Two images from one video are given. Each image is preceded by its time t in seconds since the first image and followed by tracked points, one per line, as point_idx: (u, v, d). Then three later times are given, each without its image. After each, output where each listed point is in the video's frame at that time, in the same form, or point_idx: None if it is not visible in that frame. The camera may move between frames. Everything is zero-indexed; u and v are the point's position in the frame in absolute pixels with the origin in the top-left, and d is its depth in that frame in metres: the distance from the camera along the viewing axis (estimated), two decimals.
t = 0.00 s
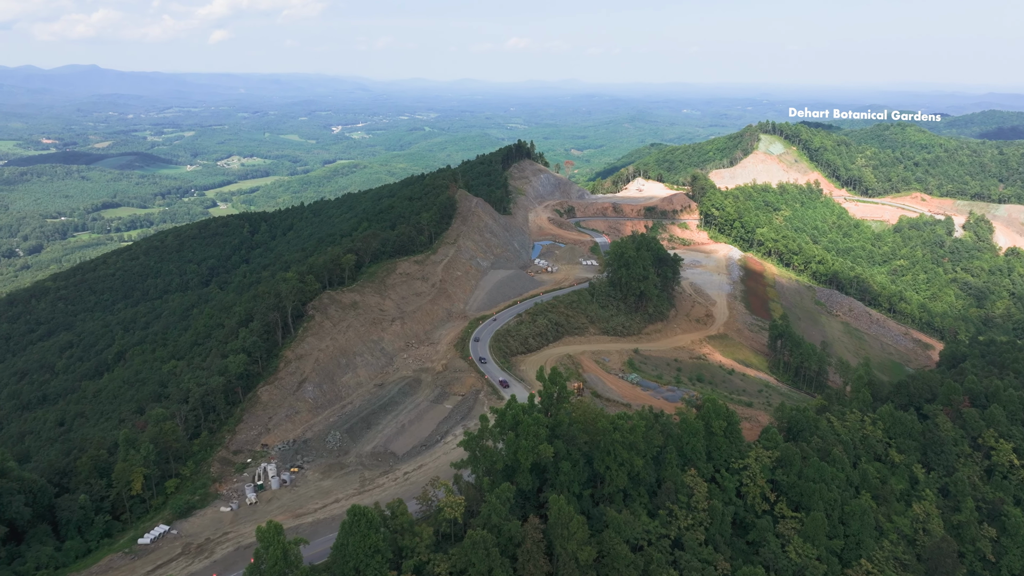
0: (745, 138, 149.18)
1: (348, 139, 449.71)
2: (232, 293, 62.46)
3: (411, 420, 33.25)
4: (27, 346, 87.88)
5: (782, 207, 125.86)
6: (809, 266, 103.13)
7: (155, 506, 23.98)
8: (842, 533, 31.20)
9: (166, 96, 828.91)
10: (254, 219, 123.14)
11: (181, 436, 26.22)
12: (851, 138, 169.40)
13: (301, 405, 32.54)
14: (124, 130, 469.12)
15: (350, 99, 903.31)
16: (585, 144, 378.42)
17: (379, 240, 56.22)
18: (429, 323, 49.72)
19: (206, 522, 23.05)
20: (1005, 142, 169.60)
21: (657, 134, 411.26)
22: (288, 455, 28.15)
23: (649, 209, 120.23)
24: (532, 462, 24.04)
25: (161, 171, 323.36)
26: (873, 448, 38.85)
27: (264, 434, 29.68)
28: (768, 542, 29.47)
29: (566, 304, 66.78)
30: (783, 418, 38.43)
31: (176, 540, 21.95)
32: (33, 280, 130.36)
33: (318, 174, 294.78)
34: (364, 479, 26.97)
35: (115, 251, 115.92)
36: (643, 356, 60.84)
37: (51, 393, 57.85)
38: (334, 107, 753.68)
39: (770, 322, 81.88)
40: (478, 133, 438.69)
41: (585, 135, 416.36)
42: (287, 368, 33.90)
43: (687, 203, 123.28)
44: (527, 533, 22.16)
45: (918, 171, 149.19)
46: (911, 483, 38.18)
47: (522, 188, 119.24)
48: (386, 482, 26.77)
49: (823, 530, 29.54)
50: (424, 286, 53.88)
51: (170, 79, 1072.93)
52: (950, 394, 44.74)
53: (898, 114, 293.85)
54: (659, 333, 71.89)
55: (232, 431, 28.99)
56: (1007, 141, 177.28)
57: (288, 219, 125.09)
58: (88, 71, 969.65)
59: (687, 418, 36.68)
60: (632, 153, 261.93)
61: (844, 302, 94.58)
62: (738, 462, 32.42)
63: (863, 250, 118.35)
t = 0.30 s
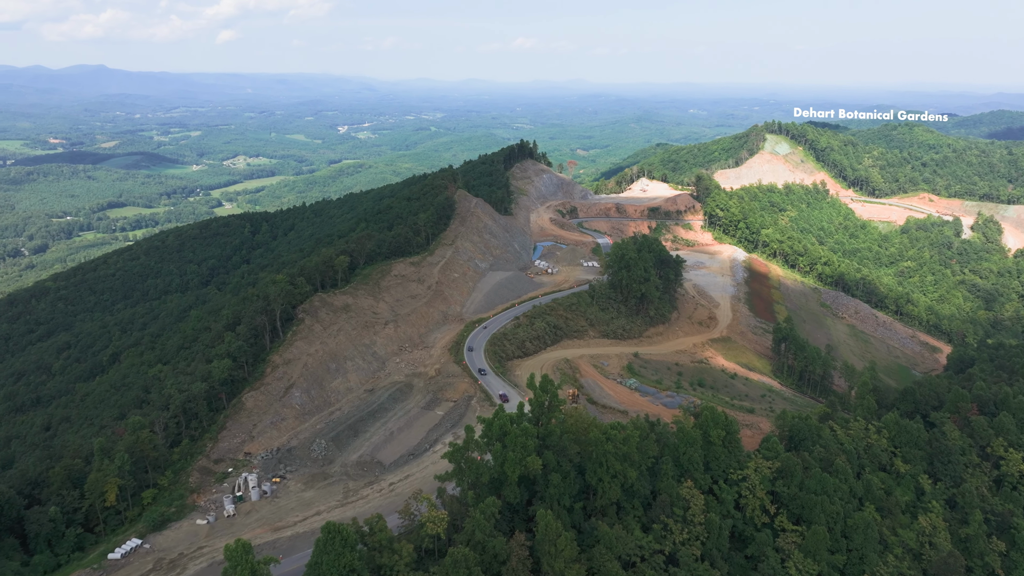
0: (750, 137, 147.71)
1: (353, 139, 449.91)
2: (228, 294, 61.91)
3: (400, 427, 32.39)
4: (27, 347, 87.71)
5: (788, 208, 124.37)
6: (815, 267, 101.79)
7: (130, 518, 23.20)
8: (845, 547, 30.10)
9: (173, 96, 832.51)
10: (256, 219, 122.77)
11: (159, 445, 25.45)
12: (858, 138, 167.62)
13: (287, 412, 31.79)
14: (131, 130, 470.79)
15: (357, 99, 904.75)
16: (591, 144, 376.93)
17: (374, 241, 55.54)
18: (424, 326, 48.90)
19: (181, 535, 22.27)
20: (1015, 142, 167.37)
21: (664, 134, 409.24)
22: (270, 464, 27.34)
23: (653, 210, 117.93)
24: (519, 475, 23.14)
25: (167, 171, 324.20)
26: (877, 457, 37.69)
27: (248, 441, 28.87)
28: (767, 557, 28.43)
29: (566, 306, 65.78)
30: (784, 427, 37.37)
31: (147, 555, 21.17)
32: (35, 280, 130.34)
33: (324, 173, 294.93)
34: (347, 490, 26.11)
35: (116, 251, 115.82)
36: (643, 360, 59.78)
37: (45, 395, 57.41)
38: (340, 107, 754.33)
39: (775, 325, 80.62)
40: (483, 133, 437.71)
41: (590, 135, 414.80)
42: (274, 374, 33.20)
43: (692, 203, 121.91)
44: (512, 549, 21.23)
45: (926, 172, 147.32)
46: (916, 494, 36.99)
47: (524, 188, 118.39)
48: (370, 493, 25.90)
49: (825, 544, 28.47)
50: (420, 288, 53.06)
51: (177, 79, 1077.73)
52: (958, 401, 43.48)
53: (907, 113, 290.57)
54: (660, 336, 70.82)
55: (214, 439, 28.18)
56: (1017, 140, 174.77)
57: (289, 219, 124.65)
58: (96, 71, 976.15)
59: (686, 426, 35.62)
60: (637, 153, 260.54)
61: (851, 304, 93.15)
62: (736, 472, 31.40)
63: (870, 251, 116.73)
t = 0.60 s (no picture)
0: (756, 137, 146.17)
1: (358, 139, 449.97)
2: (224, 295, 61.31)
3: (388, 435, 31.51)
4: (26, 347, 87.50)
5: (793, 208, 122.86)
6: (820, 268, 100.35)
7: (102, 531, 22.42)
8: (847, 563, 28.97)
9: (180, 96, 835.85)
10: (257, 219, 122.41)
11: (136, 454, 24.69)
12: (864, 138, 165.80)
13: (273, 418, 31.07)
14: (137, 130, 472.63)
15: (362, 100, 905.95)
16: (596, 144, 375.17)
17: (369, 242, 54.81)
18: (418, 328, 48.11)
19: (153, 549, 21.46)
20: None
21: (670, 134, 407.06)
22: (252, 474, 26.54)
23: (657, 210, 116.89)
24: (504, 488, 22.23)
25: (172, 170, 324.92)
26: (882, 467, 36.54)
27: (230, 449, 28.11)
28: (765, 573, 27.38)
29: (565, 308, 64.74)
30: (785, 436, 36.27)
31: (117, 570, 20.38)
32: (37, 280, 130.33)
33: (329, 172, 294.84)
34: (329, 501, 25.28)
35: (118, 251, 115.75)
36: (643, 364, 58.69)
37: (39, 397, 56.94)
38: (345, 107, 754.41)
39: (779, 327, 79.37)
40: (488, 133, 436.90)
41: (596, 135, 413.27)
42: (259, 379, 32.45)
43: (696, 204, 120.65)
44: (495, 568, 20.31)
45: (933, 172, 145.46)
46: (921, 506, 35.79)
47: (526, 189, 117.48)
48: (352, 505, 25.06)
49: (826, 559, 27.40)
50: (415, 290, 52.26)
51: (184, 80, 1082.11)
52: (965, 409, 42.20)
53: (915, 113, 287.68)
54: (661, 339, 69.71)
55: (195, 447, 27.41)
56: None
57: (290, 219, 124.22)
58: (104, 71, 982.02)
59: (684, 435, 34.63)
60: (642, 153, 259.18)
61: (856, 306, 91.72)
62: (734, 484, 30.38)
63: (877, 252, 115.13)
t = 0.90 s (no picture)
0: (762, 137, 144.59)
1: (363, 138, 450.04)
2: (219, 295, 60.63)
3: (375, 443, 30.64)
4: (25, 347, 87.27)
5: (799, 209, 121.29)
6: (825, 270, 98.93)
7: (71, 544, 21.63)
8: None
9: (186, 96, 839.55)
10: (258, 219, 122.03)
11: (110, 463, 23.93)
12: (871, 138, 163.88)
13: (257, 425, 30.34)
14: (144, 129, 474.59)
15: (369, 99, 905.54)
16: (602, 144, 373.71)
17: (364, 243, 54.02)
18: (412, 332, 47.27)
19: (122, 565, 20.67)
20: None
21: (676, 134, 404.55)
22: (231, 484, 25.74)
23: (660, 210, 115.07)
24: (488, 503, 21.30)
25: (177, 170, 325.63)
26: (886, 478, 35.33)
27: (211, 458, 27.37)
28: None
29: (564, 310, 63.66)
30: (786, 445, 35.16)
31: None
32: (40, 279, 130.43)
33: (334, 172, 294.63)
34: (309, 514, 24.43)
35: (118, 250, 115.54)
36: (642, 368, 57.61)
37: (32, 398, 56.50)
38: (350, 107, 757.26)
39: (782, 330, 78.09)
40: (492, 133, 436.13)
41: (602, 135, 411.57)
42: (244, 385, 31.69)
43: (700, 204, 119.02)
44: None
45: (941, 172, 143.51)
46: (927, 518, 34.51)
47: (528, 189, 116.52)
48: (333, 518, 24.19)
49: None
50: (410, 292, 51.42)
51: (191, 80, 1085.97)
52: (973, 417, 40.92)
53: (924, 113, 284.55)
54: (662, 342, 68.56)
55: (174, 455, 26.63)
56: None
57: (291, 219, 123.78)
58: (112, 71, 988.09)
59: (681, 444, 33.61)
60: (648, 153, 257.67)
61: (862, 308, 90.31)
62: (732, 496, 29.33)
63: (883, 254, 113.53)
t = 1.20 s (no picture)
0: (768, 137, 143.03)
1: (369, 138, 450.07)
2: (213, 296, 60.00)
3: (361, 451, 29.79)
4: (25, 347, 87.05)
5: (805, 209, 119.73)
6: (832, 272, 97.48)
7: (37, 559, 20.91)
8: None
9: (193, 95, 843.20)
10: (259, 219, 121.70)
11: (81, 473, 23.16)
12: (879, 138, 161.93)
13: (240, 432, 29.61)
14: (151, 129, 476.82)
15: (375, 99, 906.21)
16: (608, 144, 372.03)
17: (359, 244, 53.27)
18: (406, 335, 46.48)
19: None
20: None
21: (683, 134, 401.93)
22: (209, 494, 24.95)
23: (663, 210, 113.33)
24: (470, 519, 20.35)
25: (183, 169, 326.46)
26: (891, 490, 34.07)
27: (190, 467, 26.63)
28: None
29: (564, 312, 62.61)
30: (787, 455, 34.01)
31: None
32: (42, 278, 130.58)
33: (339, 172, 294.54)
34: (288, 527, 23.61)
35: (119, 250, 115.34)
36: (642, 373, 56.49)
37: (27, 399, 56.13)
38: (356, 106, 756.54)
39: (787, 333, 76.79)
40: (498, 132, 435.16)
41: (608, 135, 409.78)
42: (228, 390, 30.96)
43: (704, 204, 117.14)
44: None
45: (950, 173, 141.43)
46: (934, 532, 33.18)
47: (530, 188, 115.58)
48: (311, 532, 23.35)
49: None
50: (405, 294, 50.64)
51: (199, 79, 1090.29)
52: (981, 426, 39.60)
53: (934, 113, 281.34)
54: (663, 345, 67.44)
55: (150, 464, 25.84)
56: None
57: (293, 219, 123.38)
58: (120, 71, 994.51)
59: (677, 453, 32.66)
60: (654, 153, 256.09)
61: (868, 311, 88.87)
62: (729, 509, 28.24)
63: (890, 255, 111.95)
